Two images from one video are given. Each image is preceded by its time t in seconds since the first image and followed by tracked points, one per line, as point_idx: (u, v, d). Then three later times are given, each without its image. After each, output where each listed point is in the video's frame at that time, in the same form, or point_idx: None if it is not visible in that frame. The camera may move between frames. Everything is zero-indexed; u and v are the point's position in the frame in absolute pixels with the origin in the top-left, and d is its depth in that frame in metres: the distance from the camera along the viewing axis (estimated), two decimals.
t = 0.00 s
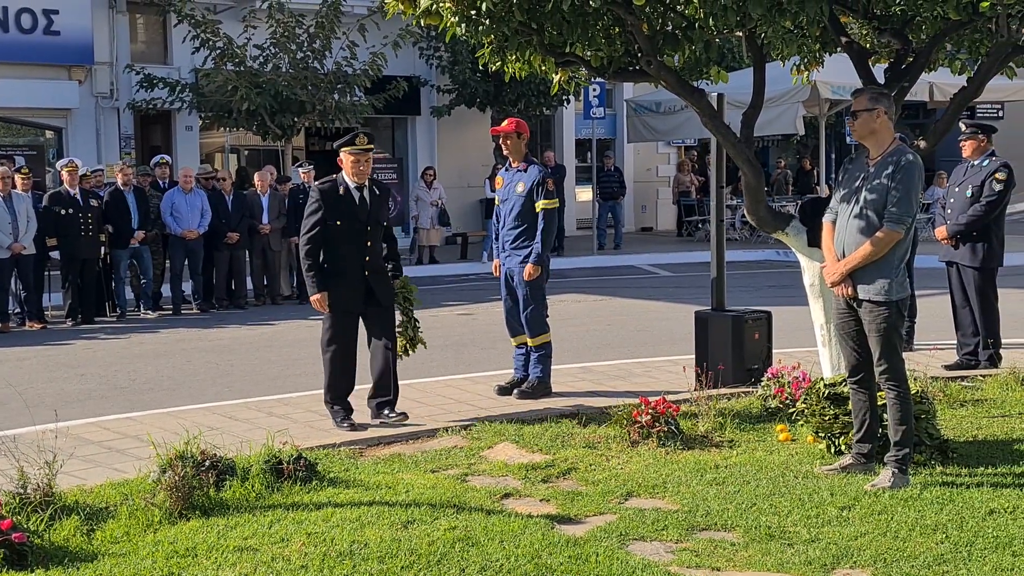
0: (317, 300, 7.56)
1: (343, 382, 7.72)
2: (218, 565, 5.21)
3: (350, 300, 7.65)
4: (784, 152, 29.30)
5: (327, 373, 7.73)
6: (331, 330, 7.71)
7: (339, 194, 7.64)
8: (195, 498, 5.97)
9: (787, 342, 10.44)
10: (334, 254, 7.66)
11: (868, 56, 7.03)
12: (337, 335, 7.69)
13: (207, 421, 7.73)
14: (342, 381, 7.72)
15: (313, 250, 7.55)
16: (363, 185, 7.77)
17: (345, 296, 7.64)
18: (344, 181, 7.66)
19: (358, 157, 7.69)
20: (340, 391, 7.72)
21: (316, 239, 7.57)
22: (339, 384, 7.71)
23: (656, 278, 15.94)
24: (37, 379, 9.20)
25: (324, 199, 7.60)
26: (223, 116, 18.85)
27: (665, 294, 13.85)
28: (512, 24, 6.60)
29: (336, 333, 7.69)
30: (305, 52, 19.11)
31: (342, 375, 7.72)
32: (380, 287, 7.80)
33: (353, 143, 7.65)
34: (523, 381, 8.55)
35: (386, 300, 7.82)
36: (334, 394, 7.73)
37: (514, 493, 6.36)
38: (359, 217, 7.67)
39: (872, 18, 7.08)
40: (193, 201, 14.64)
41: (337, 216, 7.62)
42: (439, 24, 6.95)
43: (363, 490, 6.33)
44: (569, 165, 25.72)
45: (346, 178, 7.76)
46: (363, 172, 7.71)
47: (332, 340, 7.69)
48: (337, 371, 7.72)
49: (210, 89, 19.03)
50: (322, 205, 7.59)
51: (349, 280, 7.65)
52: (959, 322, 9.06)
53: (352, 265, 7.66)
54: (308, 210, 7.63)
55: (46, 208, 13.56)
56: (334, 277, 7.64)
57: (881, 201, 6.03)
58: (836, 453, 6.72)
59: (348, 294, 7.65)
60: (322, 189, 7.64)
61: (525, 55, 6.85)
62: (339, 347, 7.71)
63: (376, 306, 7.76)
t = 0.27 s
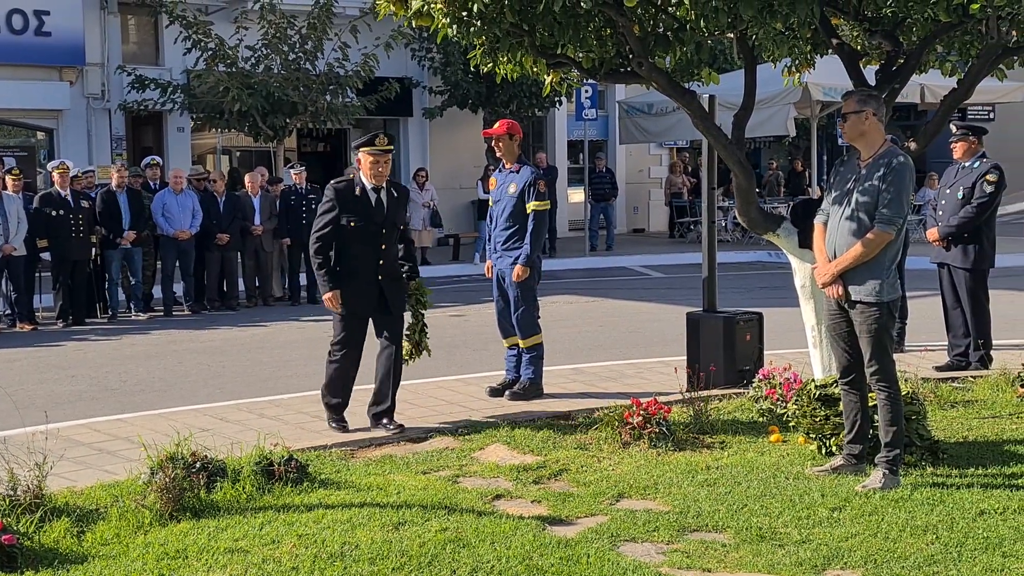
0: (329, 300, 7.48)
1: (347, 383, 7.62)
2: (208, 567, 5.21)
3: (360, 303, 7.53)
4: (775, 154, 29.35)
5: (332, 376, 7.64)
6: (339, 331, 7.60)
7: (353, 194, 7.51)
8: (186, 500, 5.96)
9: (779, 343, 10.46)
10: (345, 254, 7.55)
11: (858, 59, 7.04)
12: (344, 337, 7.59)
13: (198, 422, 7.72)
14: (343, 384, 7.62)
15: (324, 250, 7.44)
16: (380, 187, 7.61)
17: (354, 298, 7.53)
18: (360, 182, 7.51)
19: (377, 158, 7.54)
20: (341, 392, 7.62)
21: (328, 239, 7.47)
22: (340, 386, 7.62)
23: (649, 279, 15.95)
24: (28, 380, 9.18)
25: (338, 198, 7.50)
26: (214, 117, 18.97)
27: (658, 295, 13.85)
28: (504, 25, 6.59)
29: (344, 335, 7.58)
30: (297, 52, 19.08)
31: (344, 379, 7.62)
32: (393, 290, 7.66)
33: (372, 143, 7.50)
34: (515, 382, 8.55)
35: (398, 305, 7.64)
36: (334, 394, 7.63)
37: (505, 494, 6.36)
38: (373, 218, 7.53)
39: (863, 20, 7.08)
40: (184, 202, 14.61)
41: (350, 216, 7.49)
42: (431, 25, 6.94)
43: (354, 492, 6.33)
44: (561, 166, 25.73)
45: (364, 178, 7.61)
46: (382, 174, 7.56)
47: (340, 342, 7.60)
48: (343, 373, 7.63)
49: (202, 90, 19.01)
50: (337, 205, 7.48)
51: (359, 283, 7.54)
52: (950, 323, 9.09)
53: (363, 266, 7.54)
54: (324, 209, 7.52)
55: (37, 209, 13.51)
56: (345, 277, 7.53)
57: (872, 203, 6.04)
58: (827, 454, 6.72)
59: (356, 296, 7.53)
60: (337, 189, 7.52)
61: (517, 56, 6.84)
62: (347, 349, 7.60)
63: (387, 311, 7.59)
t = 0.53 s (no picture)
0: (353, 282, 7.20)
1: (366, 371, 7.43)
2: (196, 568, 5.19)
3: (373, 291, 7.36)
4: (764, 155, 29.39)
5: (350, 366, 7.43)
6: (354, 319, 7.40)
7: (362, 178, 7.35)
8: (173, 501, 5.94)
9: (768, 344, 10.47)
10: (356, 241, 7.38)
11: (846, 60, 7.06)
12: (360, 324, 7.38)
13: (186, 424, 7.70)
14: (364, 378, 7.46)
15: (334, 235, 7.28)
16: (388, 171, 7.47)
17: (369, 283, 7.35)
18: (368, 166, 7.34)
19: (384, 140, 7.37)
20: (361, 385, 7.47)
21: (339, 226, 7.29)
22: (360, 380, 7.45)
23: (638, 280, 15.96)
24: (15, 382, 9.15)
25: (346, 182, 7.31)
26: (204, 117, 18.67)
27: (647, 296, 13.86)
28: (492, 26, 6.58)
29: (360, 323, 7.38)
30: (285, 54, 19.11)
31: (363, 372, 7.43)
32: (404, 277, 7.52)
33: (379, 126, 7.32)
34: (504, 383, 8.55)
35: (402, 293, 7.53)
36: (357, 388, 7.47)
37: (493, 495, 6.36)
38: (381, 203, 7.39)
39: (850, 21, 7.08)
40: (172, 203, 14.57)
41: (360, 202, 7.33)
42: (419, 25, 6.93)
43: (342, 493, 6.32)
44: (550, 167, 25.75)
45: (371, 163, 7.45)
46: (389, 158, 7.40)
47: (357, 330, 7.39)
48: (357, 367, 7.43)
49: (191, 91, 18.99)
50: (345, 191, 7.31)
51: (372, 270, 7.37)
52: (938, 323, 9.11)
53: (374, 253, 7.38)
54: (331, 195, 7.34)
55: (24, 211, 13.45)
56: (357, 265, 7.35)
57: (860, 204, 6.05)
58: (814, 455, 6.73)
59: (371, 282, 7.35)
60: (345, 173, 7.35)
61: (505, 57, 6.84)
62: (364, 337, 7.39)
63: (394, 300, 7.47)
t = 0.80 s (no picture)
0: (373, 299, 6.77)
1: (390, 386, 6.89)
2: (180, 572, 5.18)
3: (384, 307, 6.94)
4: (751, 156, 29.45)
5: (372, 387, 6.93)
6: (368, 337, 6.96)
7: (365, 193, 6.94)
8: (158, 505, 5.93)
9: (755, 345, 10.48)
10: (366, 255, 6.96)
11: (832, 61, 7.06)
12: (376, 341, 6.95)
13: (172, 426, 7.68)
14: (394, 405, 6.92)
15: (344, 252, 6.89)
16: (388, 182, 7.09)
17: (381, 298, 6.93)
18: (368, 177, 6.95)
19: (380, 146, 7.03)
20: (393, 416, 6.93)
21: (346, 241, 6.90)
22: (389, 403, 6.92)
23: (626, 281, 15.97)
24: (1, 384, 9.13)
25: (349, 198, 6.92)
26: (190, 120, 18.93)
27: (634, 297, 13.87)
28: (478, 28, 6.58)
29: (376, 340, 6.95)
30: (273, 56, 19.01)
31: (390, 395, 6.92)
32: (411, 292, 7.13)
33: (374, 133, 6.99)
34: (489, 384, 8.57)
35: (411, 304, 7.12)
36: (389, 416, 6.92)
37: (479, 497, 6.35)
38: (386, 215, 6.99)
39: (836, 23, 7.09)
40: (158, 204, 14.58)
41: (365, 215, 6.92)
42: (405, 27, 6.92)
43: (327, 495, 6.31)
44: (538, 168, 25.74)
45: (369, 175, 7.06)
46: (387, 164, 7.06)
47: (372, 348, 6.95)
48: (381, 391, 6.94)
49: (177, 93, 18.95)
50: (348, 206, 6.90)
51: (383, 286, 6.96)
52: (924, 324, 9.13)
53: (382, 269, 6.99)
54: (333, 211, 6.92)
55: (9, 213, 13.41)
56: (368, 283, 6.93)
57: (844, 205, 6.06)
58: (800, 455, 6.74)
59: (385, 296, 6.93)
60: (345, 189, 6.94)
61: (490, 58, 6.83)
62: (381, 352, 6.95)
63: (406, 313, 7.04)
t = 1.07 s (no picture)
0: (394, 284, 6.39)
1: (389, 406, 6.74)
2: (163, 574, 5.18)
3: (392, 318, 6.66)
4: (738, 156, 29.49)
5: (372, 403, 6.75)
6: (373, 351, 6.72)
7: (373, 194, 6.65)
8: (141, 506, 5.92)
9: (740, 345, 10.49)
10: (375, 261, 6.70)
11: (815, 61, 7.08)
12: (381, 353, 6.70)
13: (156, 428, 7.67)
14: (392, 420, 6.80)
15: (354, 258, 6.59)
16: (394, 182, 6.80)
17: (389, 307, 6.65)
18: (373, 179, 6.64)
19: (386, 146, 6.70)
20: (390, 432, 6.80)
21: (355, 247, 6.61)
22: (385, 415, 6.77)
23: (613, 281, 15.99)
24: None
25: (355, 202, 6.60)
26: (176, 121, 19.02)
27: (620, 297, 13.88)
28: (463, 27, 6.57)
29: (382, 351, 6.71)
30: (258, 56, 18.82)
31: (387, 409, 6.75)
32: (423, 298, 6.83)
33: (377, 131, 6.64)
34: (475, 386, 8.54)
35: (428, 309, 6.80)
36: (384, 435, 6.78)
37: (464, 497, 6.35)
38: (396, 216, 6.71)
39: (819, 23, 7.09)
40: (143, 205, 14.54)
41: (374, 218, 6.64)
42: (389, 27, 6.91)
43: (312, 496, 6.30)
44: (525, 168, 25.76)
45: (375, 176, 6.76)
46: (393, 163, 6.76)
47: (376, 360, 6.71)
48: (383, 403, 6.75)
49: (162, 93, 18.91)
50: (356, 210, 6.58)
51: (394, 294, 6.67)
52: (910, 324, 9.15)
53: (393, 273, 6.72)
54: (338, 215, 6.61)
55: None
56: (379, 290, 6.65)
57: (828, 205, 6.07)
58: (786, 455, 6.76)
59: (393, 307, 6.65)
60: (352, 193, 6.63)
61: (475, 58, 6.81)
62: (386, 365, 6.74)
63: (422, 321, 6.75)
